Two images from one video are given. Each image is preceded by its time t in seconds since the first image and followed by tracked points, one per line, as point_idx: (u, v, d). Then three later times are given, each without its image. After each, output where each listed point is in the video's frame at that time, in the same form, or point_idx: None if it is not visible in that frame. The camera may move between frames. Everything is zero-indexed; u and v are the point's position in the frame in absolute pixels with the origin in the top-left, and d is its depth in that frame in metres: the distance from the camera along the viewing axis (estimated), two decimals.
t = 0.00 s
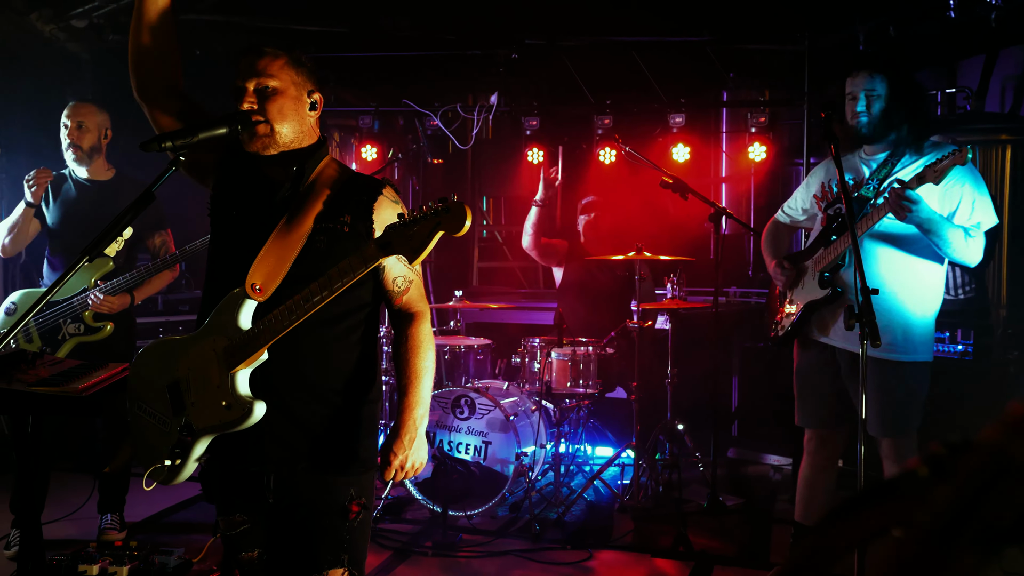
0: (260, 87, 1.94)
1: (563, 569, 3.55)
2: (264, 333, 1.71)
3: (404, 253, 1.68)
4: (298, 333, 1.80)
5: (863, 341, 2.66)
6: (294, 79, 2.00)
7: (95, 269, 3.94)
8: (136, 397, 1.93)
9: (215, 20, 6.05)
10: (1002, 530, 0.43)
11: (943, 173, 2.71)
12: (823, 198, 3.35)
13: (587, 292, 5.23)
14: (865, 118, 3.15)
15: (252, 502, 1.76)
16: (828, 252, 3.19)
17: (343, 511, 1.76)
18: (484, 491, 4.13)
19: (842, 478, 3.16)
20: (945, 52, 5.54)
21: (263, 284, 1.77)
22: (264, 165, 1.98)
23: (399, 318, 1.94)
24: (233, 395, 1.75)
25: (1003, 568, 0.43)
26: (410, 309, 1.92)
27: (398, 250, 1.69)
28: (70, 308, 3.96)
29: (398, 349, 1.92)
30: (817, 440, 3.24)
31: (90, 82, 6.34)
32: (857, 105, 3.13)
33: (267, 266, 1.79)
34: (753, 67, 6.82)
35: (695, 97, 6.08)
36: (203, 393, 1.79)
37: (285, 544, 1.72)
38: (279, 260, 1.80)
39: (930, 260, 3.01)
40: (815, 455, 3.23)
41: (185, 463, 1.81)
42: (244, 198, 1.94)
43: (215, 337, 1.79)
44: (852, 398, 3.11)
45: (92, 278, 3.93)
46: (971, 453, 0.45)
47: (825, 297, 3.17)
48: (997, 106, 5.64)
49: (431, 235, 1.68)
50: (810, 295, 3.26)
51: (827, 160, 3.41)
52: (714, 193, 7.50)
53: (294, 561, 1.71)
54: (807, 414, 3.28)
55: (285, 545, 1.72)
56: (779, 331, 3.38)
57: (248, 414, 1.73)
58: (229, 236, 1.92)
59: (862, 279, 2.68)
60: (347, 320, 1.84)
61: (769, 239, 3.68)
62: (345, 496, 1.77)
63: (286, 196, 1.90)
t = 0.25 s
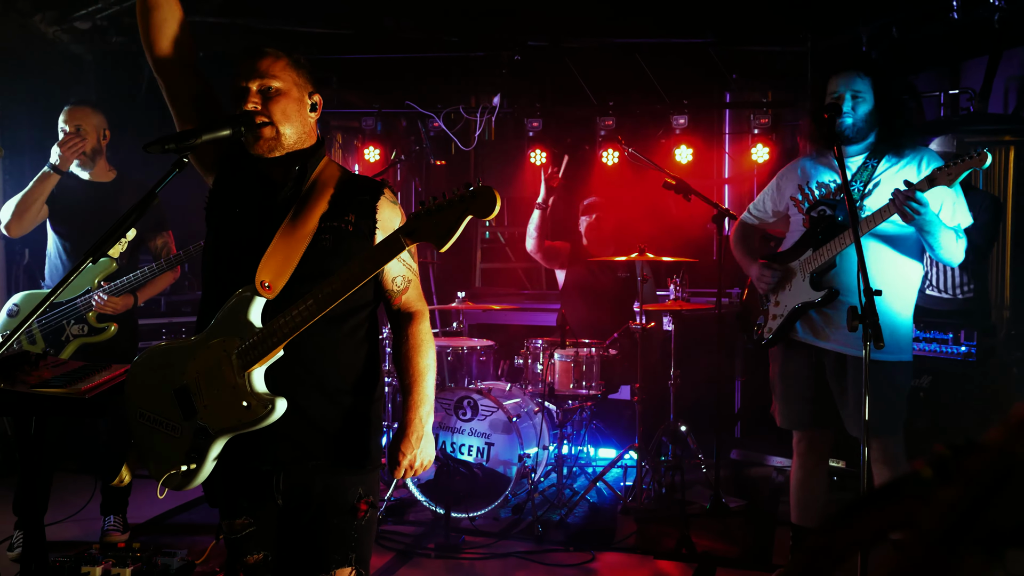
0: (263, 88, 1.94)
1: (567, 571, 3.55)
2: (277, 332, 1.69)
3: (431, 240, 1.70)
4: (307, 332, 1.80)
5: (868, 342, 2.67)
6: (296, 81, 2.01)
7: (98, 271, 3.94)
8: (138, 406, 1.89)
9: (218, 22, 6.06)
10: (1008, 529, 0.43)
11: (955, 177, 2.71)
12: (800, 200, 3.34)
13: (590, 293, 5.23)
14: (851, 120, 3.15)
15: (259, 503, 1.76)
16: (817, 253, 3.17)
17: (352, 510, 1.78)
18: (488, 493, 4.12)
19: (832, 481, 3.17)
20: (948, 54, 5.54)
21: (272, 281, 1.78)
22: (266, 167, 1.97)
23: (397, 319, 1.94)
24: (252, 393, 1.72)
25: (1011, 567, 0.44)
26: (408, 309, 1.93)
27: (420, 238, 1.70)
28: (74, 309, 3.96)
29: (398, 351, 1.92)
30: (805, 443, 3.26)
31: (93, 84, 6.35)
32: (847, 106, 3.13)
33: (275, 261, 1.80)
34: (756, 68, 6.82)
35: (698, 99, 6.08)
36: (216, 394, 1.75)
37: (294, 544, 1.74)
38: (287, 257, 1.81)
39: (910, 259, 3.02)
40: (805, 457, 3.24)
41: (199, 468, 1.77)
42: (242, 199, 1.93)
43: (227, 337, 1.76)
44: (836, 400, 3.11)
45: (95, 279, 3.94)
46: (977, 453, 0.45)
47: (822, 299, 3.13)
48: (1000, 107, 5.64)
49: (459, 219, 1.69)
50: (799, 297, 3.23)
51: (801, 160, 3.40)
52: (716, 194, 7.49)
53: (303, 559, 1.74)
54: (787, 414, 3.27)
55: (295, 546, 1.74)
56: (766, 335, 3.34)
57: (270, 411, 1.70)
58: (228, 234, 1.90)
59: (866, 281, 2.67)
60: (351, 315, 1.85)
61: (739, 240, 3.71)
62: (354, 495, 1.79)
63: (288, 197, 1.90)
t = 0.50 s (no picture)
0: (267, 89, 1.94)
1: (569, 571, 3.55)
2: (289, 338, 1.70)
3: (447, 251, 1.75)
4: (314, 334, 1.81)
5: (870, 344, 2.68)
6: (299, 81, 2.01)
7: (101, 272, 3.95)
8: (138, 408, 1.89)
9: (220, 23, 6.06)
10: (1011, 531, 0.43)
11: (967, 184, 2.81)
12: (781, 202, 3.30)
13: (592, 293, 5.24)
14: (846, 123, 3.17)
15: (262, 504, 1.76)
16: (809, 255, 3.15)
17: (356, 510, 1.79)
18: (490, 493, 4.14)
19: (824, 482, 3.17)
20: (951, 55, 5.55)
21: (283, 287, 1.77)
22: (268, 168, 1.97)
23: (405, 322, 1.95)
24: (259, 400, 1.72)
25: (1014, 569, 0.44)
26: (415, 311, 1.94)
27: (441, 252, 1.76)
28: (76, 310, 3.97)
29: (404, 353, 1.92)
30: (794, 444, 3.25)
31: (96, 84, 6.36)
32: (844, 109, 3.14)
33: (284, 267, 1.78)
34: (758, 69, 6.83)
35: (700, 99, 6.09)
36: (222, 400, 1.75)
37: (296, 544, 1.75)
38: (295, 262, 1.80)
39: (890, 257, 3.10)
40: (795, 458, 3.24)
41: (200, 473, 1.77)
42: (243, 200, 1.92)
43: (233, 342, 1.75)
44: (819, 401, 3.12)
45: (97, 280, 3.94)
46: (980, 456, 0.45)
47: (817, 302, 3.12)
48: (1002, 108, 5.64)
49: (485, 235, 1.77)
50: (791, 299, 3.18)
51: (778, 161, 3.35)
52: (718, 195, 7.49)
53: (305, 559, 1.74)
54: (763, 414, 3.26)
55: (298, 546, 1.75)
56: (751, 337, 3.27)
57: (278, 417, 1.70)
58: (229, 237, 1.88)
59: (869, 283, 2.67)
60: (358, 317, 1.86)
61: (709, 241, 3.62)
62: (358, 495, 1.81)
63: (294, 198, 1.90)
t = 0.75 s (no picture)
0: (267, 92, 1.94)
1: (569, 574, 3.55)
2: (289, 340, 1.70)
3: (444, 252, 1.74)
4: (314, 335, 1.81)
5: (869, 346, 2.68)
6: (299, 85, 2.01)
7: (100, 275, 3.96)
8: (138, 410, 1.88)
9: (220, 25, 6.07)
10: (1010, 533, 0.43)
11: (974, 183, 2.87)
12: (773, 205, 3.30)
13: (592, 295, 5.25)
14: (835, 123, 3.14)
15: (262, 506, 1.76)
16: (811, 257, 3.12)
17: (356, 512, 1.78)
18: (490, 494, 4.19)
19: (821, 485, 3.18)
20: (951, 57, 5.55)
21: (284, 288, 1.76)
22: (267, 170, 1.96)
23: (402, 324, 1.95)
24: (261, 401, 1.73)
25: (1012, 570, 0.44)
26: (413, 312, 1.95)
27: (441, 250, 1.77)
28: (75, 313, 3.97)
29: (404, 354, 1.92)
30: (792, 447, 3.25)
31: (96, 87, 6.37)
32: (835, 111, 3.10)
33: (285, 269, 1.78)
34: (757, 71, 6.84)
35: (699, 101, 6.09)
36: (223, 401, 1.76)
37: (297, 546, 1.76)
38: (296, 264, 1.80)
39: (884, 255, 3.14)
40: (793, 461, 3.24)
41: (200, 475, 1.77)
42: (242, 203, 1.91)
43: (234, 343, 1.75)
44: (819, 405, 3.13)
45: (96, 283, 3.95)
46: (981, 458, 0.45)
47: (824, 304, 3.10)
48: (1001, 109, 5.64)
49: (483, 234, 1.78)
50: (796, 302, 3.15)
51: (766, 163, 3.34)
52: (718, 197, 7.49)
53: (306, 561, 1.75)
54: (760, 418, 3.24)
55: (300, 550, 1.75)
56: (757, 341, 3.24)
57: (279, 418, 1.71)
58: (229, 239, 1.88)
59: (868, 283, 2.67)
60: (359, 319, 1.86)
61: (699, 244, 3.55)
62: (358, 496, 1.81)
63: (294, 201, 1.90)
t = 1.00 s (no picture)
0: (267, 92, 1.95)
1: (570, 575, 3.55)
2: (292, 343, 1.71)
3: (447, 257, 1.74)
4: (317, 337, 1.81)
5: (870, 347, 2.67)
6: (299, 86, 2.01)
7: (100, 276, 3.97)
8: (139, 416, 1.86)
9: (220, 26, 6.07)
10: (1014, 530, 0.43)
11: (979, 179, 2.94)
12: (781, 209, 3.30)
13: (592, 297, 5.26)
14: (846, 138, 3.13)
15: (264, 508, 1.76)
16: (822, 259, 3.15)
17: (360, 511, 1.80)
18: (489, 497, 4.20)
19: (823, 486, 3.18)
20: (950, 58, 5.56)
21: (287, 290, 1.77)
22: (267, 171, 1.96)
23: (400, 326, 1.94)
24: (269, 403, 1.73)
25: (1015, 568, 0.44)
26: (411, 313, 1.94)
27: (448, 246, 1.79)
28: (76, 315, 3.98)
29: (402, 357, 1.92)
30: (794, 449, 3.25)
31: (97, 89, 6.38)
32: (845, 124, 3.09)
33: (288, 272, 1.78)
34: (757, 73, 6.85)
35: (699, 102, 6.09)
36: (230, 405, 1.75)
37: (299, 547, 1.76)
38: (299, 265, 1.80)
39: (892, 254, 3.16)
40: (794, 463, 3.24)
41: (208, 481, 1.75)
42: (240, 204, 1.90)
43: (240, 347, 1.76)
44: (827, 405, 3.13)
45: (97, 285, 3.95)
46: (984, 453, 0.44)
47: (835, 305, 3.13)
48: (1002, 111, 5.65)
49: (489, 228, 1.79)
50: (809, 304, 3.15)
51: (770, 169, 3.34)
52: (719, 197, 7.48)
53: (306, 561, 1.76)
54: (767, 418, 3.22)
55: (301, 549, 1.76)
56: (770, 343, 3.21)
57: (288, 419, 1.72)
58: (227, 239, 1.87)
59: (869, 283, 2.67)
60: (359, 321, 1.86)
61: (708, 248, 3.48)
62: (361, 497, 1.81)
63: (295, 202, 1.89)
